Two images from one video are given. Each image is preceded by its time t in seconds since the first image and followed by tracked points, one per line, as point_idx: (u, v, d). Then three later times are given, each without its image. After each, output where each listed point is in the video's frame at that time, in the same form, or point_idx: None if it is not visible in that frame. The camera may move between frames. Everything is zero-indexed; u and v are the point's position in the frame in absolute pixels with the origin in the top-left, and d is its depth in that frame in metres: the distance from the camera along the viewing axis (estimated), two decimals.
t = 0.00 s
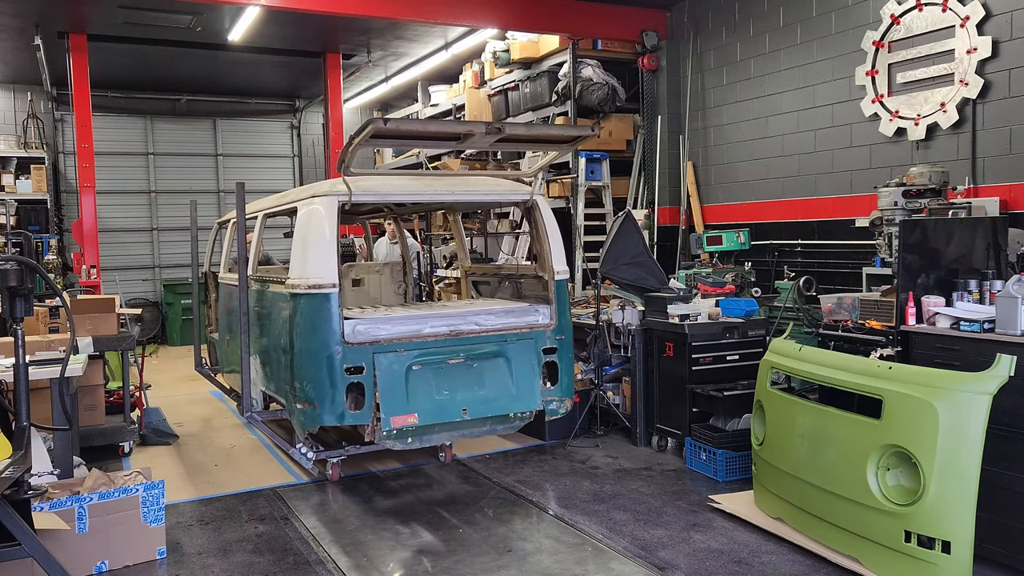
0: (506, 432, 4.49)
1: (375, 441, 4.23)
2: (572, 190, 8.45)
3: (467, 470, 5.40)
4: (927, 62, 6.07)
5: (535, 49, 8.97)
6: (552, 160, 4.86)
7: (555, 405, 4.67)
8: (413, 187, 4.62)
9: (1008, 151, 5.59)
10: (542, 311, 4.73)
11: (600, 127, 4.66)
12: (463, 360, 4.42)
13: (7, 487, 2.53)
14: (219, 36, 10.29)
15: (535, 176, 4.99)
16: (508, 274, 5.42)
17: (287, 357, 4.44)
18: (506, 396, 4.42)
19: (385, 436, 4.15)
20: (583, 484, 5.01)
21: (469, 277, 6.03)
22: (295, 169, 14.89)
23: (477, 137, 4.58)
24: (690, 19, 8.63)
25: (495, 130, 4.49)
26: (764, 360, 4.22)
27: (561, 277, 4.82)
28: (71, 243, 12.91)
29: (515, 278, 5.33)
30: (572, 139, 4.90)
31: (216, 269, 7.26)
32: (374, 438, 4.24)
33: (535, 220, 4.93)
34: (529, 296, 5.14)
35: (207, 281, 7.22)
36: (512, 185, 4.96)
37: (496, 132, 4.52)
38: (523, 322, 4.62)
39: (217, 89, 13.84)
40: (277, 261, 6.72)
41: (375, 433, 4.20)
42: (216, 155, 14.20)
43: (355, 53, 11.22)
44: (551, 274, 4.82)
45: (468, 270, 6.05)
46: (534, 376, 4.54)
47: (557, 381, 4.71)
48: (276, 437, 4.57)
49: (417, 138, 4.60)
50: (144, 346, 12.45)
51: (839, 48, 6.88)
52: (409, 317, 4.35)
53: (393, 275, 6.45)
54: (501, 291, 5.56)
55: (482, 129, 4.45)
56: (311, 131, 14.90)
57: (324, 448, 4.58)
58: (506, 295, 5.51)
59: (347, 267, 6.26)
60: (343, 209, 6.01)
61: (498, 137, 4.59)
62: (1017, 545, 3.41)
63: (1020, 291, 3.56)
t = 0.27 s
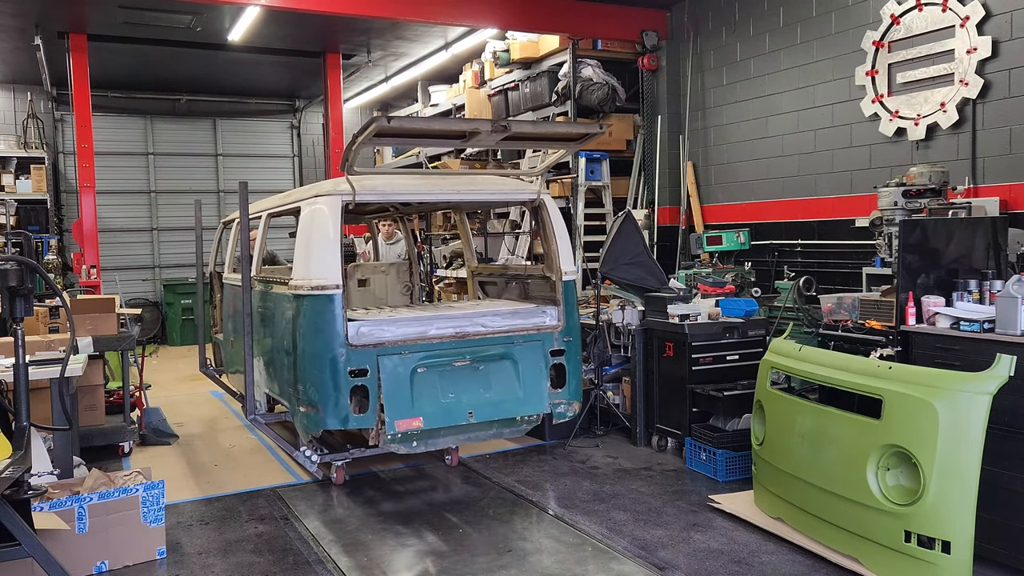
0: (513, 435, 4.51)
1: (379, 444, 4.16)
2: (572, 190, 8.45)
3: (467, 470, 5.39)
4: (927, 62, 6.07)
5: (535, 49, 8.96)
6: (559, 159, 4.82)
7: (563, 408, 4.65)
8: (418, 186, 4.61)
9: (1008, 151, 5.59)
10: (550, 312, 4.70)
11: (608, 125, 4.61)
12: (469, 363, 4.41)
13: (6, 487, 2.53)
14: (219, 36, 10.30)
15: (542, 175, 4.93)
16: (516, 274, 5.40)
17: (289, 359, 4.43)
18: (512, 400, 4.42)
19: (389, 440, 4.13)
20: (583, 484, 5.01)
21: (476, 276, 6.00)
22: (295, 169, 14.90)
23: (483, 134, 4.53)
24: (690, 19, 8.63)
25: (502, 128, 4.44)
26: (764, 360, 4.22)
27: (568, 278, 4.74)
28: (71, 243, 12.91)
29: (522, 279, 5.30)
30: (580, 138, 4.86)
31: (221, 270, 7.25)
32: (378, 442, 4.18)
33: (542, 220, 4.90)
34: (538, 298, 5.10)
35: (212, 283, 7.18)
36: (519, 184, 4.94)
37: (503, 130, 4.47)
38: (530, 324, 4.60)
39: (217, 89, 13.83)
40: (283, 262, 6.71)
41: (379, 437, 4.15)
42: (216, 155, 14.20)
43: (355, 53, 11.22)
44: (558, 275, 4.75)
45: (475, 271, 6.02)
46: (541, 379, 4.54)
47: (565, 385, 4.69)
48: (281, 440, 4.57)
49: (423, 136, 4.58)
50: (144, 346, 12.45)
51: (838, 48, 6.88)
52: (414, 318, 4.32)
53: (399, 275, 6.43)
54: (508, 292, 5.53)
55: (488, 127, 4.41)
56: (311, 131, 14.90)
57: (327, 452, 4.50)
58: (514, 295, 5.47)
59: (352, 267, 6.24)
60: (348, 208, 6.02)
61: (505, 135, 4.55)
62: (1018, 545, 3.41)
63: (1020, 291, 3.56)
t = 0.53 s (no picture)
0: (520, 438, 4.42)
1: (384, 447, 4.18)
2: (572, 190, 8.45)
3: (467, 470, 5.39)
4: (926, 62, 6.08)
5: (535, 49, 8.95)
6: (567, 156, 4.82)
7: (571, 411, 4.57)
8: (425, 184, 4.62)
9: (1008, 151, 5.59)
10: (558, 314, 4.67)
11: (616, 122, 4.68)
12: (476, 365, 4.36)
13: (7, 487, 2.53)
14: (219, 36, 10.30)
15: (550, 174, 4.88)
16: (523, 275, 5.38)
17: (294, 362, 4.40)
18: (519, 402, 4.35)
19: (394, 443, 4.10)
20: (583, 484, 5.01)
21: (483, 277, 5.92)
22: (295, 169, 14.89)
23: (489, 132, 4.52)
24: (690, 19, 8.63)
25: (508, 125, 4.42)
26: (765, 359, 4.22)
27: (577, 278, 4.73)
28: (71, 243, 12.91)
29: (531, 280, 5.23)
30: (588, 136, 4.85)
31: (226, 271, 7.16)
32: (382, 445, 4.19)
33: (551, 219, 4.88)
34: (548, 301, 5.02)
35: (217, 283, 7.08)
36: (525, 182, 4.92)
37: (510, 127, 4.45)
38: (538, 325, 4.56)
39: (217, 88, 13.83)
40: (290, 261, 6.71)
41: (385, 441, 4.15)
42: (216, 155, 14.20)
43: (355, 53, 11.22)
44: (566, 276, 4.76)
45: (482, 272, 5.95)
46: (548, 381, 4.47)
47: (573, 387, 4.62)
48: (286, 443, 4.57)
49: (428, 134, 4.57)
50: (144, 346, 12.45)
51: (838, 48, 6.89)
52: (419, 320, 4.30)
53: (406, 277, 6.22)
54: (514, 293, 5.51)
55: (494, 124, 4.39)
56: (311, 131, 14.90)
57: (332, 454, 4.45)
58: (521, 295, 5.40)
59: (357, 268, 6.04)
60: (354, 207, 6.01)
61: (511, 132, 4.52)
62: (1018, 545, 3.41)
63: (1020, 291, 3.56)
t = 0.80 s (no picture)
0: (528, 442, 4.35)
1: (388, 451, 4.03)
2: (572, 190, 8.45)
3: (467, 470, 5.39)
4: (926, 63, 6.08)
5: (535, 49, 8.94)
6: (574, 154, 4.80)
7: (579, 414, 4.47)
8: (428, 183, 4.50)
9: (1008, 151, 5.59)
10: (566, 315, 4.56)
11: (627, 119, 4.67)
12: (482, 367, 4.25)
13: (6, 487, 2.53)
14: (219, 36, 10.30)
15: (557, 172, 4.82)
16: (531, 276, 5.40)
17: (296, 364, 4.24)
18: (527, 405, 4.26)
19: (399, 447, 4.01)
20: (583, 483, 5.01)
21: (490, 278, 5.92)
22: (295, 169, 14.89)
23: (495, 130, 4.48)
24: (690, 19, 8.63)
25: (515, 123, 4.38)
26: (765, 360, 4.22)
27: (585, 279, 4.65)
28: (71, 243, 12.91)
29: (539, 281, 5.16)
30: (596, 133, 4.90)
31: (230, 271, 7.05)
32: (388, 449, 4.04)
33: (559, 218, 4.78)
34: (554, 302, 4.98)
35: (222, 283, 7.01)
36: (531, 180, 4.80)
37: (516, 125, 4.40)
38: (545, 327, 4.44)
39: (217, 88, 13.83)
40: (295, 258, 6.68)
41: (389, 445, 4.02)
42: (216, 155, 14.20)
43: (355, 53, 11.22)
44: (575, 276, 4.64)
45: (489, 272, 5.95)
46: (557, 383, 4.37)
47: (582, 390, 4.52)
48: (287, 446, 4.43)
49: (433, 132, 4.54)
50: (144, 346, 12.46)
51: (838, 48, 6.89)
52: (424, 321, 4.18)
53: (411, 276, 6.10)
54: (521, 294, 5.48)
55: (501, 122, 4.35)
56: (311, 131, 14.90)
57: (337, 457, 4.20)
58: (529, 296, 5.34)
59: (362, 268, 5.97)
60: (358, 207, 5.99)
61: (518, 130, 4.47)
62: (1018, 545, 3.41)
63: (1020, 291, 3.56)
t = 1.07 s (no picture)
0: (536, 445, 4.29)
1: (393, 455, 3.96)
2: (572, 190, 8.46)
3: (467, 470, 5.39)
4: (926, 63, 6.08)
5: (535, 49, 8.94)
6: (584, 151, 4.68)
7: (588, 417, 4.41)
8: (434, 181, 4.38)
9: (1008, 151, 5.59)
10: (574, 316, 4.46)
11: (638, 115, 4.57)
12: (489, 369, 4.19)
13: (6, 487, 2.53)
14: (219, 36, 10.30)
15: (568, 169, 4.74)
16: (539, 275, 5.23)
17: (300, 366, 4.18)
18: (534, 409, 4.21)
19: (405, 450, 3.95)
20: (583, 484, 5.01)
21: (497, 279, 5.81)
22: (295, 169, 14.89)
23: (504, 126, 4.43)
24: (690, 19, 8.63)
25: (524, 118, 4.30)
26: (765, 359, 4.22)
27: (595, 279, 4.54)
28: (71, 243, 12.92)
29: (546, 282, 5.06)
30: (606, 131, 4.85)
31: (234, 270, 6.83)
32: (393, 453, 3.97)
33: (568, 218, 4.67)
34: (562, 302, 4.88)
35: (227, 283, 6.83)
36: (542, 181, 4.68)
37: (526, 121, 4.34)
38: (554, 328, 4.36)
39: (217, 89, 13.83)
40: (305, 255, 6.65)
41: (394, 449, 3.96)
42: (216, 155, 14.20)
43: (355, 53, 11.22)
44: (583, 277, 4.55)
45: (496, 272, 5.83)
46: (565, 386, 4.32)
47: (591, 393, 4.44)
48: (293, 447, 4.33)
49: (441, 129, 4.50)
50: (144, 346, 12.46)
51: (838, 48, 6.88)
52: (431, 323, 4.11)
53: (417, 276, 6.09)
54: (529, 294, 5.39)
55: (509, 118, 4.29)
56: (311, 131, 14.90)
57: (342, 460, 4.09)
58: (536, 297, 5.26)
59: (368, 268, 5.97)
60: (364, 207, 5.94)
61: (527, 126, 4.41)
62: (1017, 545, 3.41)
63: (1020, 291, 3.56)
